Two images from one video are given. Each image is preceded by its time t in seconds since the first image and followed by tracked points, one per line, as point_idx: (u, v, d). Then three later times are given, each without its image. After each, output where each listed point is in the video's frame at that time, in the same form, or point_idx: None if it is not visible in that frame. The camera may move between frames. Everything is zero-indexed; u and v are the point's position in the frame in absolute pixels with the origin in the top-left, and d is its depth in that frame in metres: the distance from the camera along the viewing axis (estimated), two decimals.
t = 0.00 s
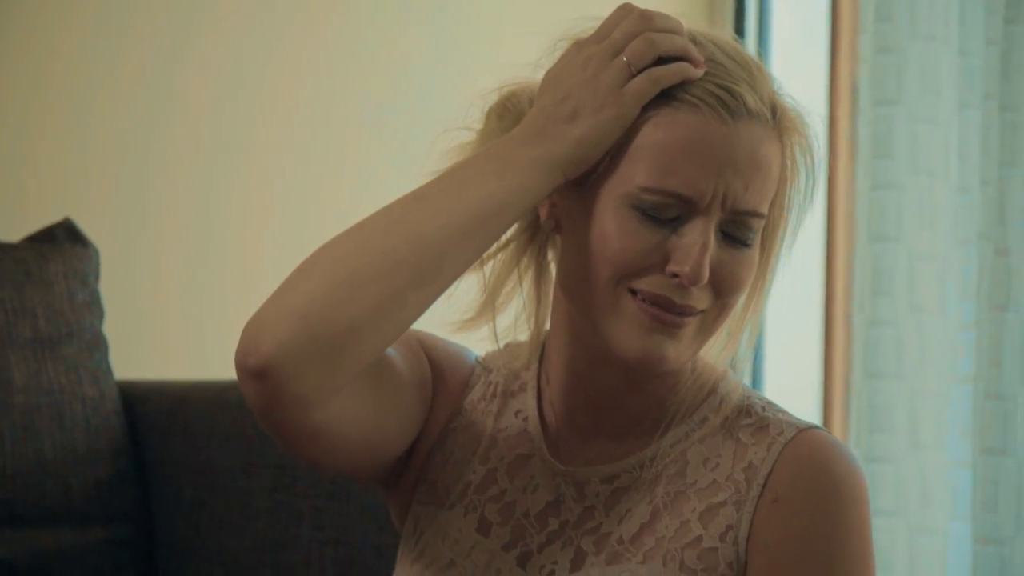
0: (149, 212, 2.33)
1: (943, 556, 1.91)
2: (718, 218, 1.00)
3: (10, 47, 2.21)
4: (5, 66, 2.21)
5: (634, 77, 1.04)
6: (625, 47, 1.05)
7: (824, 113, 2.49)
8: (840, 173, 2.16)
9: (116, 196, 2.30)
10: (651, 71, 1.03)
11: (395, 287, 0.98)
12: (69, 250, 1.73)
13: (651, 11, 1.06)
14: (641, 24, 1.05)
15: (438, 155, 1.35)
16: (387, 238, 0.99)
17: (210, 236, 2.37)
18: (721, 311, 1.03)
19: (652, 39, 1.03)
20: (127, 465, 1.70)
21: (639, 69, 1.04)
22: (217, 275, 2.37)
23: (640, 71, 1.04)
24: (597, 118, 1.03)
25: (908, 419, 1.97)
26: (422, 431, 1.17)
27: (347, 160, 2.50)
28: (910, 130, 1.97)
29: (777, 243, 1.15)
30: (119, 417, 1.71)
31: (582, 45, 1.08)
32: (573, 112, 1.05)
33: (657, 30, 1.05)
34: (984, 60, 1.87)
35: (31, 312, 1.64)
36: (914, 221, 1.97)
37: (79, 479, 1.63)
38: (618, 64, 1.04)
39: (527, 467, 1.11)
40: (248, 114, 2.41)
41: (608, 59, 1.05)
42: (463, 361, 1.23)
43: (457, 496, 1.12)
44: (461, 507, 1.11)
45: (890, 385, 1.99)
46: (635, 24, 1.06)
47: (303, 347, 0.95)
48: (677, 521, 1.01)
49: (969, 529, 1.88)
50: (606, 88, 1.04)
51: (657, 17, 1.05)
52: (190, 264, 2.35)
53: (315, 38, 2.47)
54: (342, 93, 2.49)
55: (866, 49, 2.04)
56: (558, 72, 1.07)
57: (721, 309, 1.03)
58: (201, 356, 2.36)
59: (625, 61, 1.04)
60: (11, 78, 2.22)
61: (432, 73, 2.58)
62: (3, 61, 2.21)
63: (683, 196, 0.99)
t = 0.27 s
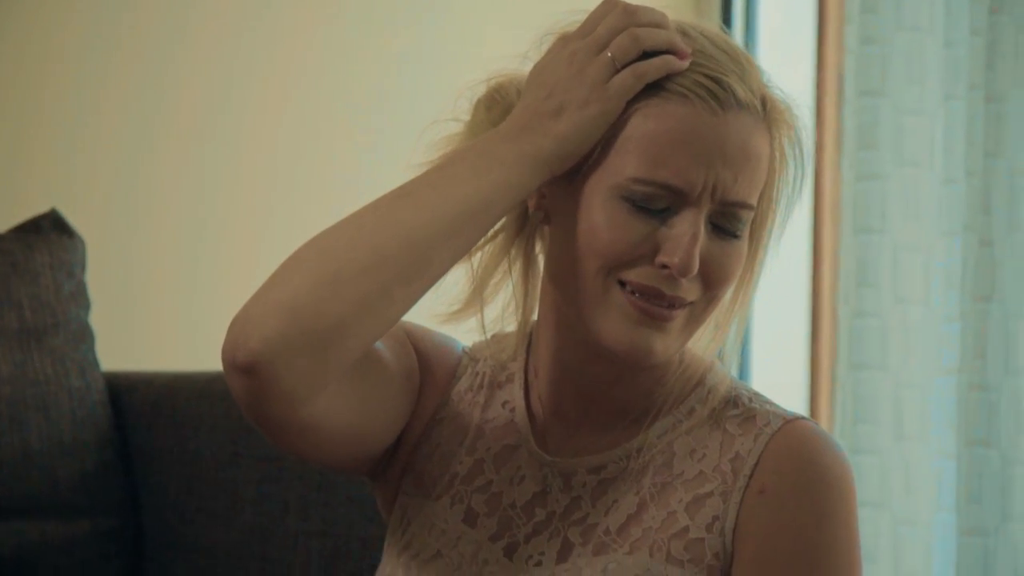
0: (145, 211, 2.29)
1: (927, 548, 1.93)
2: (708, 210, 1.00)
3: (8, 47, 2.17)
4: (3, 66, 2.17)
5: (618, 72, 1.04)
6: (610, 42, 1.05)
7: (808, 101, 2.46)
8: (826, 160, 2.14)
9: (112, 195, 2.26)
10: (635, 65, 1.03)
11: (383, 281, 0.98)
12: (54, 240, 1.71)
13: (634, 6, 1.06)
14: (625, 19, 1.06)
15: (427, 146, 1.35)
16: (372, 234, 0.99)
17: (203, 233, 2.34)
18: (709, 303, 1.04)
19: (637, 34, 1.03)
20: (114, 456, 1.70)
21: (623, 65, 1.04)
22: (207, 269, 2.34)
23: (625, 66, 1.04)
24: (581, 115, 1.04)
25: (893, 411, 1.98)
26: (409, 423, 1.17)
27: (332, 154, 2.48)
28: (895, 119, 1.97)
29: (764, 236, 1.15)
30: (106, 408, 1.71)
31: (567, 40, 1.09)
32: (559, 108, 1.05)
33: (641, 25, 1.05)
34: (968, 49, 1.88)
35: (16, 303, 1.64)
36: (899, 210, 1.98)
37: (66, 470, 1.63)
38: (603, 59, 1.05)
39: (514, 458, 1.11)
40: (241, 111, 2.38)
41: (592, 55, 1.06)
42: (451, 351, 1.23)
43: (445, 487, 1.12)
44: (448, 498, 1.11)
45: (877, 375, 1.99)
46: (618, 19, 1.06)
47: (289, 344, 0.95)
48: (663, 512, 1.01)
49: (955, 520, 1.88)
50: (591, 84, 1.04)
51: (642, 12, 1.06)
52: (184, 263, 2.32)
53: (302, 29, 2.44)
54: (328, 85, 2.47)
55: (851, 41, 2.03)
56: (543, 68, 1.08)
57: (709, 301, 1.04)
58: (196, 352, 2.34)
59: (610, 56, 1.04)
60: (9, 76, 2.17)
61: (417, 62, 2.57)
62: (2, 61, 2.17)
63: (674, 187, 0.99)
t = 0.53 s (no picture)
0: (138, 208, 2.29)
1: (914, 541, 1.95)
2: (700, 205, 1.00)
3: (6, 47, 2.17)
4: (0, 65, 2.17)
5: (605, 72, 1.05)
6: (596, 41, 1.05)
7: (799, 92, 2.45)
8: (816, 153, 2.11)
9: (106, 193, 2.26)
10: (621, 65, 1.04)
11: (374, 276, 0.98)
12: (43, 235, 1.70)
13: (621, 5, 1.06)
14: (611, 19, 1.06)
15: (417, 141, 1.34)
16: (362, 232, 0.99)
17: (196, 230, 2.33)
18: (699, 299, 1.04)
19: (623, 34, 1.04)
20: (103, 451, 1.69)
21: (610, 64, 1.05)
22: (199, 266, 2.34)
23: (611, 66, 1.04)
24: (568, 115, 1.04)
25: (880, 404, 1.98)
26: (398, 418, 1.17)
27: (321, 150, 2.45)
28: (882, 113, 1.98)
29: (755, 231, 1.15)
30: (94, 403, 1.70)
31: (555, 38, 1.09)
32: (545, 109, 1.05)
33: (628, 25, 1.05)
34: (955, 44, 1.90)
35: (5, 299, 1.63)
36: (887, 206, 1.98)
37: (55, 466, 1.63)
38: (590, 59, 1.05)
39: (503, 452, 1.11)
40: (233, 109, 2.36)
41: (578, 55, 1.06)
42: (440, 345, 1.23)
43: (433, 481, 1.12)
44: (437, 492, 1.11)
45: (865, 370, 2.00)
46: (604, 18, 1.06)
47: (278, 343, 0.95)
48: (653, 506, 1.02)
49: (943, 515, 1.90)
50: (578, 84, 1.05)
51: (627, 11, 1.06)
52: (176, 260, 2.32)
53: (291, 23, 2.41)
54: (318, 78, 2.45)
55: (839, 35, 2.03)
56: (531, 68, 1.08)
57: (699, 297, 1.04)
58: (187, 348, 2.33)
59: (597, 56, 1.05)
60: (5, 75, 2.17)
61: (406, 54, 2.53)
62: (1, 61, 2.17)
63: (666, 182, 0.99)
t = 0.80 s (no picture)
0: (128, 207, 2.28)
1: (902, 536, 1.96)
2: (692, 200, 1.01)
3: (4, 47, 2.17)
4: None
5: (591, 74, 1.05)
6: (583, 44, 1.05)
7: (789, 88, 2.44)
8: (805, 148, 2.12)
9: (97, 190, 2.25)
10: (608, 66, 1.04)
11: (365, 270, 0.98)
12: (32, 232, 1.69)
13: (607, 6, 1.06)
14: (598, 20, 1.06)
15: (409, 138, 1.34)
16: (352, 232, 1.00)
17: (187, 228, 2.32)
18: (692, 294, 1.04)
19: (609, 37, 1.04)
20: (92, 448, 1.69)
21: (597, 66, 1.05)
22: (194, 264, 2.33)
23: (597, 69, 1.04)
24: (555, 117, 1.04)
25: (868, 400, 1.99)
26: (389, 414, 1.17)
27: (312, 149, 2.45)
28: (868, 113, 1.99)
29: (745, 227, 1.15)
30: (83, 399, 1.69)
31: (541, 40, 1.08)
32: (531, 112, 1.05)
33: (614, 26, 1.05)
34: (944, 39, 1.89)
35: None
36: (874, 204, 2.00)
37: (44, 463, 1.63)
38: (576, 61, 1.05)
39: (494, 446, 1.11)
40: (229, 109, 2.36)
41: (566, 56, 1.06)
42: (431, 340, 1.23)
43: (424, 475, 1.12)
44: (428, 486, 1.11)
45: (854, 366, 2.01)
46: (591, 20, 1.06)
47: (271, 343, 0.95)
48: (644, 499, 1.02)
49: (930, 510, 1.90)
50: (565, 86, 1.05)
51: (614, 13, 1.06)
52: (168, 259, 2.31)
53: (283, 21, 2.41)
54: (312, 77, 2.44)
55: (827, 31, 2.04)
56: (517, 70, 1.07)
57: (691, 292, 1.04)
58: (179, 345, 2.33)
59: (583, 58, 1.05)
60: None
61: (399, 51, 2.53)
62: None
63: (657, 178, 0.99)
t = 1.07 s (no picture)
0: (122, 206, 2.27)
1: (890, 530, 1.96)
2: (684, 196, 1.01)
3: None
4: None
5: (578, 78, 1.05)
6: (569, 48, 1.06)
7: (778, 85, 2.44)
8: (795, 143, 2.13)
9: (89, 189, 2.25)
10: (594, 70, 1.04)
11: (355, 267, 0.98)
12: (21, 230, 1.69)
13: (593, 10, 1.06)
14: (584, 24, 1.06)
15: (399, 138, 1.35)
16: (342, 233, 1.00)
17: (181, 227, 2.32)
18: (683, 290, 1.04)
19: (595, 40, 1.04)
20: (80, 445, 1.68)
21: (583, 70, 1.05)
22: (188, 263, 2.32)
23: (584, 72, 1.05)
24: (544, 120, 1.04)
25: (855, 395, 2.01)
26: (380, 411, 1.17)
27: (306, 147, 2.44)
28: (857, 108, 2.00)
29: (736, 224, 1.16)
30: (72, 397, 1.69)
31: (528, 43, 1.09)
32: (518, 116, 1.05)
33: (601, 28, 1.06)
34: (931, 35, 1.89)
35: None
36: (862, 198, 2.01)
37: (33, 461, 1.62)
38: (563, 65, 1.05)
39: (484, 440, 1.11)
40: (224, 109, 2.35)
41: (552, 60, 1.06)
42: (421, 336, 1.23)
43: (414, 470, 1.12)
44: (419, 480, 1.11)
45: (844, 361, 2.02)
46: (577, 23, 1.06)
47: (263, 350, 0.95)
48: (634, 492, 1.02)
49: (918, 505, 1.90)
50: (553, 89, 1.05)
51: (600, 17, 1.06)
52: (162, 258, 2.30)
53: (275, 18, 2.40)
54: (306, 76, 2.44)
55: (815, 25, 2.07)
56: (504, 72, 1.08)
57: (682, 288, 1.04)
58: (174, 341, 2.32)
59: (570, 63, 1.05)
60: None
61: (392, 47, 2.53)
62: None
63: (648, 174, 1.00)
